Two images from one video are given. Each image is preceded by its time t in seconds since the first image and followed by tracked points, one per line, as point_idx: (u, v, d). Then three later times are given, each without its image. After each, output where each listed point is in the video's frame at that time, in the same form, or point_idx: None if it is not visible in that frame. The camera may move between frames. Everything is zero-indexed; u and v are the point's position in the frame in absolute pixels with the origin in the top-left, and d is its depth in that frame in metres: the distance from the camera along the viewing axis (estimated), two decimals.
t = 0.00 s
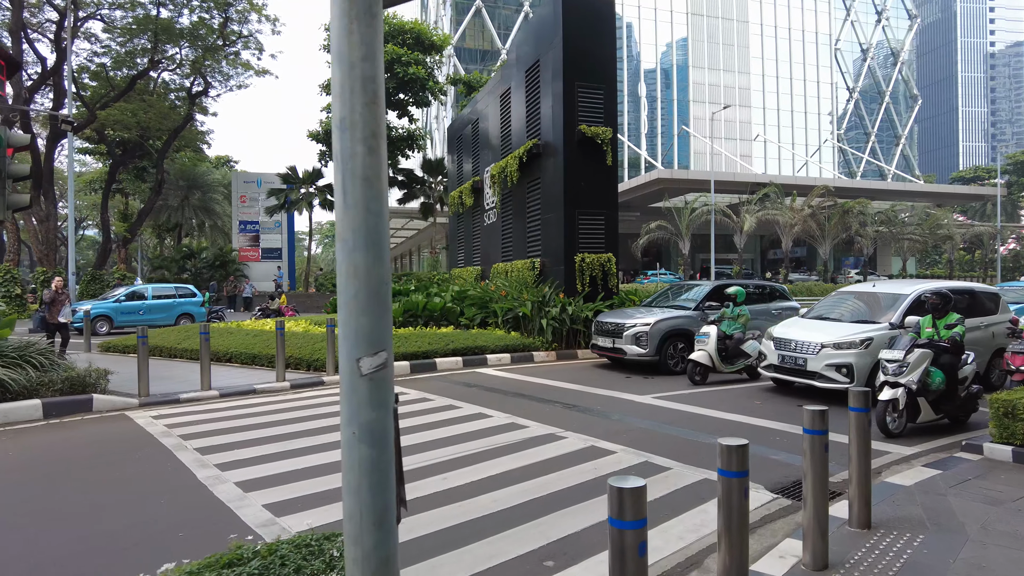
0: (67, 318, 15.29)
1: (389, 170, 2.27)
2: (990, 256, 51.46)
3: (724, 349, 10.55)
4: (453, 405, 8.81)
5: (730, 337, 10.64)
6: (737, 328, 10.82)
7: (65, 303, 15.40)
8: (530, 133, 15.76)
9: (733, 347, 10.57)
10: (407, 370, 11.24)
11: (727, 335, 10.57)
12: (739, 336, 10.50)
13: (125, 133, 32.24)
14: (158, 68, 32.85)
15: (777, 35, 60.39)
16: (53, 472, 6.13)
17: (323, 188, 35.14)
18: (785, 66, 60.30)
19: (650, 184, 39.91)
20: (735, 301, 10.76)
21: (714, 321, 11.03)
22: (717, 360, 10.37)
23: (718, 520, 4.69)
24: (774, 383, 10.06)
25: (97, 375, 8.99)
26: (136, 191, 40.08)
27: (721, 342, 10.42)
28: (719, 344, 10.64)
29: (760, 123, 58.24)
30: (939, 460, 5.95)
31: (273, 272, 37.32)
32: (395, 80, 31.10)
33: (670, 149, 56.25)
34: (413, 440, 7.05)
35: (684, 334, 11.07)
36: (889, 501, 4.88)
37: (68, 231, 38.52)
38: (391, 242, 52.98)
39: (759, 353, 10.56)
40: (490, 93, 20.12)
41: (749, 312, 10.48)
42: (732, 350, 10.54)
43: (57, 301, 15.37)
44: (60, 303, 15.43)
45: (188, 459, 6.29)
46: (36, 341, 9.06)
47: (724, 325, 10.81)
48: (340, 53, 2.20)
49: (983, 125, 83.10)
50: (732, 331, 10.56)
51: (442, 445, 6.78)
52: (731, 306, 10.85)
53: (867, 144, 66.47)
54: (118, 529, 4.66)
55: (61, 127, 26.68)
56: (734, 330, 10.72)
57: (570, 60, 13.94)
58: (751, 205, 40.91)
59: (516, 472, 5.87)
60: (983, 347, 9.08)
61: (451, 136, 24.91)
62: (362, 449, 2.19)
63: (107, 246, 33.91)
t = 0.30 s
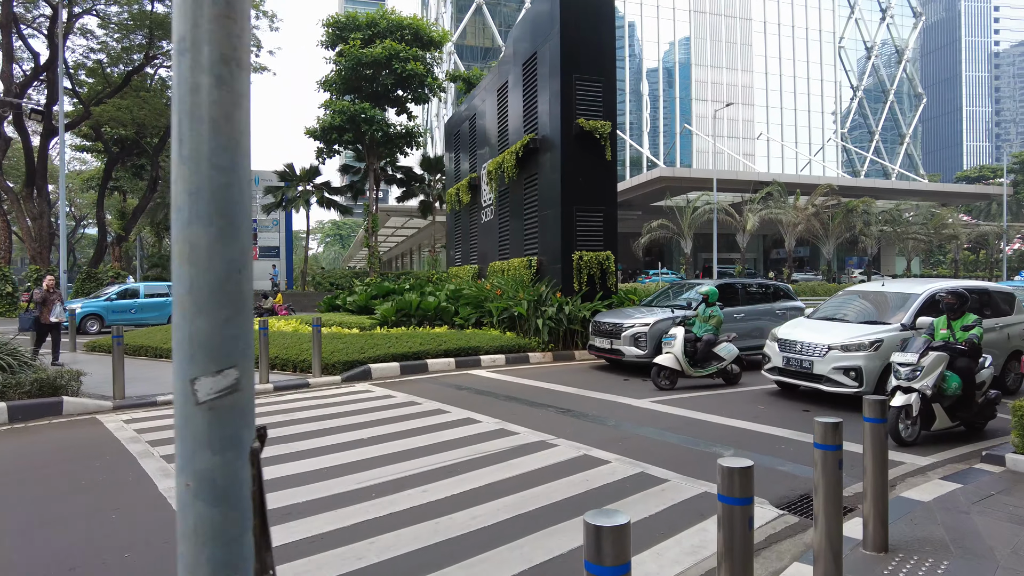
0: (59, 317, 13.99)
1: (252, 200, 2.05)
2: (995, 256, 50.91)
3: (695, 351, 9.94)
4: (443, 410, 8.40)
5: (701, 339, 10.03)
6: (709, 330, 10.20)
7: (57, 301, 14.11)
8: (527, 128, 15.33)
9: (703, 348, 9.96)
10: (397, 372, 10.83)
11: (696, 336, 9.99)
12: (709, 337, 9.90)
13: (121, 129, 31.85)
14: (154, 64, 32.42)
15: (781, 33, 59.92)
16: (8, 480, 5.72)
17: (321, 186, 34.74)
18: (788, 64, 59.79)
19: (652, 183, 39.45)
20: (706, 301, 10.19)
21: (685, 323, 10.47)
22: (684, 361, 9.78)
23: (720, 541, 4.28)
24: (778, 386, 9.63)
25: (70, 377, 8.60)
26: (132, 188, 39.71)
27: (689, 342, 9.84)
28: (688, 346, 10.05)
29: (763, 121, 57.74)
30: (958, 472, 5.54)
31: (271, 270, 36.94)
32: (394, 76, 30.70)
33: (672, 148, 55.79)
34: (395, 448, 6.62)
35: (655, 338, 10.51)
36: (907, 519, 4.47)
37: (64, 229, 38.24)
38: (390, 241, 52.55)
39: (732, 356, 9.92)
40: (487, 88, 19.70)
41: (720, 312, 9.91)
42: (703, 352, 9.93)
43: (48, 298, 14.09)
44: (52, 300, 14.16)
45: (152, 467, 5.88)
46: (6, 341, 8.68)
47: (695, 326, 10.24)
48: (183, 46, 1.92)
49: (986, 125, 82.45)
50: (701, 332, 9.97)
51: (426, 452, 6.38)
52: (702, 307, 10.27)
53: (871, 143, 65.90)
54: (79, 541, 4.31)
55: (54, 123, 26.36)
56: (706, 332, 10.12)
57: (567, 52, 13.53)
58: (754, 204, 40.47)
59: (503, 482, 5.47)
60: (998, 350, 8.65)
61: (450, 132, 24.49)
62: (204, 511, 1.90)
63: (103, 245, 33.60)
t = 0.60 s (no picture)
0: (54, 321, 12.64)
1: None
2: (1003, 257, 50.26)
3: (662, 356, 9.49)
4: (435, 418, 7.96)
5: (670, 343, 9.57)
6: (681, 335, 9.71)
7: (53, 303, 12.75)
8: (526, 124, 14.90)
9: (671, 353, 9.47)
10: (390, 377, 10.42)
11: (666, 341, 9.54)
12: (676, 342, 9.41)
13: (117, 128, 31.57)
14: (152, 63, 32.03)
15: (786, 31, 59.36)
16: None
17: (320, 186, 34.41)
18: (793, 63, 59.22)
19: (656, 182, 38.99)
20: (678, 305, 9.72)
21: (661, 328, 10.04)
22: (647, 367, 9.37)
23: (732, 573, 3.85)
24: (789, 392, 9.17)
25: (46, 383, 8.17)
26: (130, 187, 39.37)
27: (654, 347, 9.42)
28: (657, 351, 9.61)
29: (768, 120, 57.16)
30: (988, 491, 5.10)
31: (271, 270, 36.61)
32: (394, 74, 30.30)
33: (676, 147, 55.29)
34: (381, 460, 6.16)
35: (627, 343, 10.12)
36: (940, 548, 4.02)
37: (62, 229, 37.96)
38: (391, 241, 52.13)
39: (704, 361, 9.36)
40: (487, 84, 19.27)
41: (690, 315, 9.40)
42: (670, 358, 9.47)
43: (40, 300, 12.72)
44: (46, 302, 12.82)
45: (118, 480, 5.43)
46: None
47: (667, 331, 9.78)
48: None
49: (993, 124, 81.68)
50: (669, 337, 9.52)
51: (414, 465, 5.93)
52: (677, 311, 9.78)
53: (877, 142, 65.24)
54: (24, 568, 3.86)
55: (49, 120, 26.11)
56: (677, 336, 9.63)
57: (568, 44, 13.08)
58: (759, 204, 39.99)
59: (496, 500, 5.02)
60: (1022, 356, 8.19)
61: (449, 130, 23.98)
62: None
63: (100, 244, 33.32)
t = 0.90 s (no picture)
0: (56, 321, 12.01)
1: None
2: None
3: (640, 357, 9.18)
4: (440, 423, 7.54)
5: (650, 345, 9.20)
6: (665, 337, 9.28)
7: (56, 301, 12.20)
8: (538, 118, 14.47)
9: (648, 356, 9.11)
10: (396, 378, 10.05)
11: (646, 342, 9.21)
12: (653, 344, 9.04)
13: (126, 126, 31.48)
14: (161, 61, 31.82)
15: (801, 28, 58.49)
16: None
17: (329, 184, 34.16)
18: (808, 59, 58.34)
19: (669, 180, 38.36)
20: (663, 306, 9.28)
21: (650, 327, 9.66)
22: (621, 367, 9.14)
23: None
24: (815, 397, 8.68)
25: (36, 382, 7.82)
26: (140, 186, 39.28)
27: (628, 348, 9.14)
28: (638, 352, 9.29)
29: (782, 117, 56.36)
30: None
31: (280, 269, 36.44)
32: (403, 70, 29.94)
33: (689, 145, 54.61)
34: (381, 468, 5.74)
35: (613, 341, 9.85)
36: None
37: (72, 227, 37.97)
38: (401, 241, 51.82)
39: (683, 366, 8.87)
40: (497, 78, 18.86)
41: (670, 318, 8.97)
42: (648, 359, 9.12)
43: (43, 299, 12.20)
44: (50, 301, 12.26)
45: (98, 491, 5.04)
46: None
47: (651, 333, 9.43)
48: None
49: (1013, 122, 80.16)
50: (648, 338, 9.16)
51: (416, 475, 5.51)
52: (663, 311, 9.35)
53: (894, 140, 64.12)
54: None
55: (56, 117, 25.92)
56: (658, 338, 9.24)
57: (580, 34, 12.64)
58: (774, 202, 39.38)
59: (503, 516, 4.60)
60: None
61: (459, 127, 23.55)
62: None
63: (109, 243, 33.24)
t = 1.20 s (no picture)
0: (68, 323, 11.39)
1: None
2: None
3: (627, 359, 8.96)
4: (448, 430, 7.11)
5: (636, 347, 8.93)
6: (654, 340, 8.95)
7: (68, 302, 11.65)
8: (555, 112, 14.02)
9: (633, 358, 8.84)
10: (406, 381, 9.65)
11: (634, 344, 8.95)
12: (637, 346, 8.78)
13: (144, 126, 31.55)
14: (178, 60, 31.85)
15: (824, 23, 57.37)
16: None
17: (344, 182, 33.99)
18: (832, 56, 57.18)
19: (689, 179, 37.65)
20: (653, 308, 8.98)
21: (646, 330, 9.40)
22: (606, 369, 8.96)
23: None
24: (850, 404, 8.13)
25: (32, 386, 7.51)
26: (158, 185, 39.45)
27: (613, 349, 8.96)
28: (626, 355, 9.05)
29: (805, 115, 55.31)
30: None
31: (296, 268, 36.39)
32: (419, 68, 29.63)
33: (709, 143, 53.80)
34: (385, 481, 5.32)
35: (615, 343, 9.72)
36: None
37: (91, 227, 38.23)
38: (417, 240, 51.62)
39: (665, 370, 8.48)
40: (514, 73, 18.46)
41: (655, 320, 8.66)
42: (633, 362, 8.85)
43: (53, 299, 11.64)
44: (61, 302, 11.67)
45: (78, 505, 4.67)
46: None
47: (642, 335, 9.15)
48: None
49: None
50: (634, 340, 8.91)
51: (420, 491, 5.07)
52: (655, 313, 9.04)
53: (920, 138, 62.63)
54: None
55: (73, 116, 25.97)
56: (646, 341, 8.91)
57: (600, 25, 12.17)
58: (797, 201, 38.71)
59: (514, 539, 4.14)
60: None
61: (474, 124, 23.17)
62: None
63: (127, 242, 33.38)
